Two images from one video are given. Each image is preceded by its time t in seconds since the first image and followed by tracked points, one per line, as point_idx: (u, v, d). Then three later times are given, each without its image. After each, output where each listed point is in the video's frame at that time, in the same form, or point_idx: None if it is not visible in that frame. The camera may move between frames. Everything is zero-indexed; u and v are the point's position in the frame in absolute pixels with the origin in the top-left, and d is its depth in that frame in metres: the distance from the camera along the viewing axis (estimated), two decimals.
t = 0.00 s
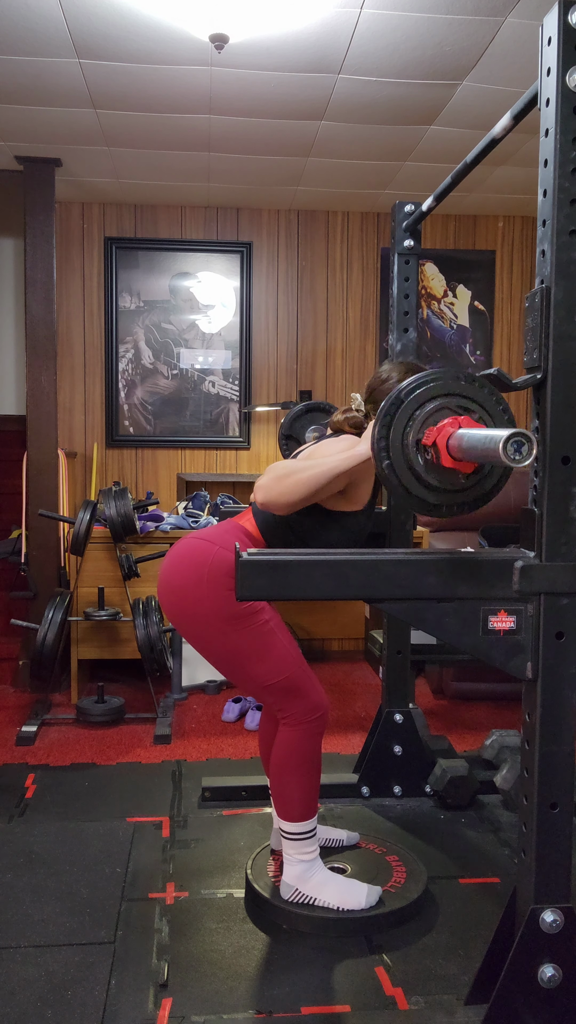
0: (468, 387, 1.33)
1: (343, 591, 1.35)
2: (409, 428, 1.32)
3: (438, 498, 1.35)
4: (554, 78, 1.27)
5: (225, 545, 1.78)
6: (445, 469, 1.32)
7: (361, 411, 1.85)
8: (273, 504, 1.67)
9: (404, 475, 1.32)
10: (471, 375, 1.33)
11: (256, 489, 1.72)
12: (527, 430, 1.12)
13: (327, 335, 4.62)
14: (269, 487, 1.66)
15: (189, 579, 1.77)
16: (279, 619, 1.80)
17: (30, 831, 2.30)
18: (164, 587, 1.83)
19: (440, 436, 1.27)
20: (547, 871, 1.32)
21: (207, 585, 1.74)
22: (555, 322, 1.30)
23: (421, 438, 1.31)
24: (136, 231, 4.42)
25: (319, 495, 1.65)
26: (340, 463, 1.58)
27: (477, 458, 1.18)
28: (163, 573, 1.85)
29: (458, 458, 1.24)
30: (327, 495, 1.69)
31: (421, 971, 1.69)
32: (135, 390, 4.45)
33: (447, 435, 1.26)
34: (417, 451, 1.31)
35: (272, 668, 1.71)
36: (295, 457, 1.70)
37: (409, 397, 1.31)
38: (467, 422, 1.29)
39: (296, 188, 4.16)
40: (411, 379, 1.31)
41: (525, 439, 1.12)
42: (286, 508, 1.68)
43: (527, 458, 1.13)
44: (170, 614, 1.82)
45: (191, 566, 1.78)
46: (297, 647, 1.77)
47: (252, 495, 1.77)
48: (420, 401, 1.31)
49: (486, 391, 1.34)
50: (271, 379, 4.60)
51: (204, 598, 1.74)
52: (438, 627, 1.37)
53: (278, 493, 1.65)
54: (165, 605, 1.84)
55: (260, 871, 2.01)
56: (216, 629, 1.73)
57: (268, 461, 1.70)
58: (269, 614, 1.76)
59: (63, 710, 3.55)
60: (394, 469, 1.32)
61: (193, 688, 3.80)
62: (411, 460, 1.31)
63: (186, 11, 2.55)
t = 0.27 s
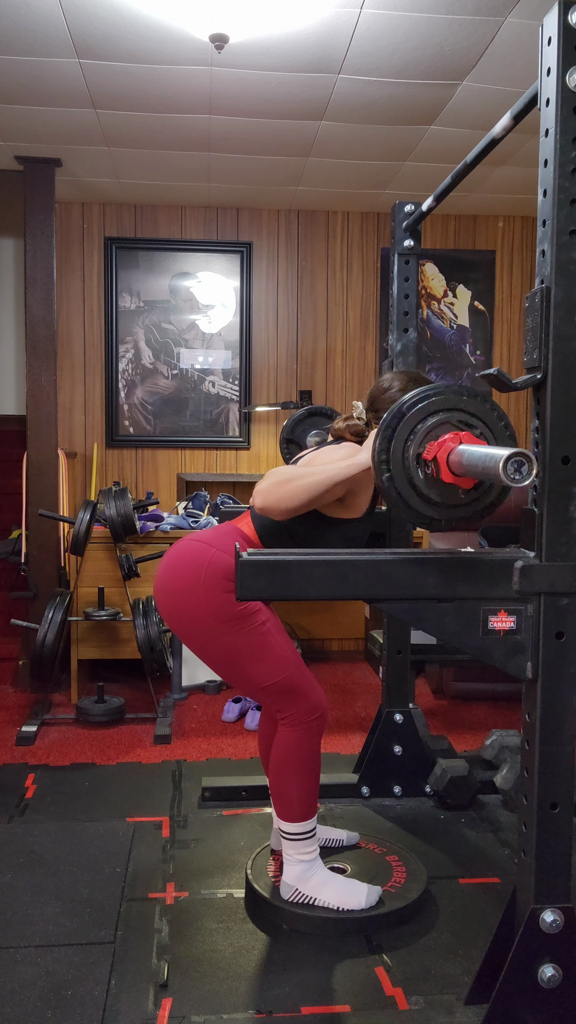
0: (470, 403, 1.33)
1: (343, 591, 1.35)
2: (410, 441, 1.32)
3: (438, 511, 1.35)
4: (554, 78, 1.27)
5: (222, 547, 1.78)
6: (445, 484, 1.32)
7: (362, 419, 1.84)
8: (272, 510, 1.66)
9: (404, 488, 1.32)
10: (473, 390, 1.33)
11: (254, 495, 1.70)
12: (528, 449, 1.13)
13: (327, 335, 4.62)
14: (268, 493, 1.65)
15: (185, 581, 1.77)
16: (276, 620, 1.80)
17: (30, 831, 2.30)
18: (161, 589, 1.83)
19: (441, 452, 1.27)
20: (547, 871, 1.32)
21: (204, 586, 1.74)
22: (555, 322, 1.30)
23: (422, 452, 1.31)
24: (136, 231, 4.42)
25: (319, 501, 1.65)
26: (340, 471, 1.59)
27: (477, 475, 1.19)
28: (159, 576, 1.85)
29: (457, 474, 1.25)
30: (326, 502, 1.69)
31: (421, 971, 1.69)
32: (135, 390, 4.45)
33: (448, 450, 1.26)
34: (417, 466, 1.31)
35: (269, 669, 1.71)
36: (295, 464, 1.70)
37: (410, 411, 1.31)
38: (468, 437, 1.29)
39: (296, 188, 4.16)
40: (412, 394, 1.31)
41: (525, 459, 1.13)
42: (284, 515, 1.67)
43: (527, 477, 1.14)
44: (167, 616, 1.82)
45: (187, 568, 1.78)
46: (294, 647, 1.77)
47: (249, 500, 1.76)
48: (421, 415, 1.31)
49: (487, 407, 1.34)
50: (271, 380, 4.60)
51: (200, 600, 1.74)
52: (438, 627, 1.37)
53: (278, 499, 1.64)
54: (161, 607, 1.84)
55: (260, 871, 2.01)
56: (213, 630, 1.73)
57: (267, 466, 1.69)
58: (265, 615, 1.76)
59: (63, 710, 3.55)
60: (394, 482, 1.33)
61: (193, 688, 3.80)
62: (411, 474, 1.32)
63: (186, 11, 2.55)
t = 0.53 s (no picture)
0: (471, 414, 1.33)
1: (343, 591, 1.35)
2: (410, 452, 1.32)
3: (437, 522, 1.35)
4: (554, 78, 1.27)
5: (220, 549, 1.78)
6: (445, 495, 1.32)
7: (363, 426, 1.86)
8: (271, 515, 1.67)
9: (404, 498, 1.32)
10: (475, 401, 1.33)
11: (254, 499, 1.71)
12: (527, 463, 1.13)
13: (327, 335, 4.62)
14: (267, 498, 1.66)
15: (183, 582, 1.77)
16: (274, 621, 1.80)
17: (30, 831, 2.30)
18: (158, 591, 1.83)
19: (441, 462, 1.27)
20: (547, 871, 1.32)
21: (202, 586, 1.74)
22: (555, 322, 1.30)
23: (422, 463, 1.31)
24: (136, 231, 4.42)
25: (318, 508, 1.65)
26: (341, 479, 1.59)
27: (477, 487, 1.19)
28: (156, 578, 1.85)
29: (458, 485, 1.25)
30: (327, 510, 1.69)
31: (421, 971, 1.69)
32: (135, 389, 4.46)
33: (448, 461, 1.26)
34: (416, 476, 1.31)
35: (267, 669, 1.72)
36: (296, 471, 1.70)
37: (410, 421, 1.32)
38: (468, 449, 1.29)
39: (296, 188, 4.16)
40: (413, 404, 1.32)
41: (524, 473, 1.13)
42: (283, 521, 1.68)
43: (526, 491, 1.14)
44: (164, 618, 1.82)
45: (185, 569, 1.78)
46: (292, 648, 1.77)
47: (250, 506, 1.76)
48: (422, 426, 1.32)
49: (488, 419, 1.34)
50: (271, 380, 4.60)
51: (198, 601, 1.74)
52: (438, 627, 1.38)
53: (278, 504, 1.64)
54: (159, 609, 1.83)
55: (260, 871, 2.01)
56: (211, 630, 1.73)
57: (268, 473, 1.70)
58: (264, 615, 1.76)
59: (63, 710, 3.55)
60: (393, 492, 1.33)
61: (193, 688, 3.80)
62: (411, 484, 1.32)
63: (186, 11, 2.55)
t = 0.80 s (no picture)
0: (473, 421, 1.34)
1: (343, 591, 1.35)
2: (412, 457, 1.32)
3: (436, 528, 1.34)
4: (554, 78, 1.27)
5: (219, 550, 1.78)
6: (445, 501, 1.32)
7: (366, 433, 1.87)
8: (273, 519, 1.68)
9: (405, 503, 1.32)
10: (477, 409, 1.34)
11: (256, 503, 1.72)
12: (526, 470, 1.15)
13: (327, 335, 4.62)
14: (268, 502, 1.67)
15: (182, 582, 1.77)
16: (273, 621, 1.80)
17: (30, 831, 2.31)
18: (158, 593, 1.83)
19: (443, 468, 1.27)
20: (547, 871, 1.32)
21: (201, 586, 1.74)
22: (555, 322, 1.30)
23: (423, 468, 1.31)
24: (136, 231, 4.42)
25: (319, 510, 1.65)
26: (343, 483, 1.60)
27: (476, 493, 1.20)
28: (155, 579, 1.85)
29: (459, 491, 1.25)
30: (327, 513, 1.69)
31: (421, 971, 1.69)
32: (135, 390, 4.46)
33: (450, 467, 1.26)
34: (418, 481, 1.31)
35: (267, 669, 1.72)
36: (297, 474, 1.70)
37: (413, 426, 1.31)
38: (470, 456, 1.29)
39: (296, 189, 4.16)
40: (417, 410, 1.32)
41: (524, 479, 1.14)
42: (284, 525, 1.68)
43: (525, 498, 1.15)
44: (164, 620, 1.82)
45: (184, 570, 1.78)
46: (291, 648, 1.77)
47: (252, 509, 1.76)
48: (424, 431, 1.31)
49: (490, 427, 1.35)
50: (271, 380, 4.60)
51: (198, 602, 1.74)
52: (437, 627, 1.38)
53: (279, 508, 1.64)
54: (158, 611, 1.83)
55: (260, 871, 2.01)
56: (210, 630, 1.73)
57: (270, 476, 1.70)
58: (263, 616, 1.76)
59: (63, 710, 3.55)
60: (395, 497, 1.32)
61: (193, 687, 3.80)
62: (412, 490, 1.31)
63: (186, 11, 2.55)
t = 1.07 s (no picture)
0: (476, 429, 1.32)
1: (343, 592, 1.35)
2: (413, 465, 1.30)
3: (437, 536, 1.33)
4: (554, 78, 1.27)
5: (218, 552, 1.78)
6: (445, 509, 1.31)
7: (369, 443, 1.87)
8: (274, 523, 1.65)
9: (405, 510, 1.31)
10: (480, 419, 1.32)
11: (257, 506, 1.69)
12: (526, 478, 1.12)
13: (327, 335, 4.62)
14: (270, 506, 1.64)
15: (181, 583, 1.77)
16: (272, 621, 1.80)
17: (30, 831, 2.31)
18: (157, 595, 1.83)
19: (443, 476, 1.26)
20: (547, 871, 1.32)
21: (200, 587, 1.74)
22: (555, 322, 1.30)
23: (424, 476, 1.30)
24: (136, 231, 4.42)
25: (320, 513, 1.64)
26: (344, 488, 1.60)
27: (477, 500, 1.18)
28: (154, 580, 1.85)
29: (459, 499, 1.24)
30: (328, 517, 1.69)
31: (421, 971, 1.69)
32: (135, 390, 4.46)
33: (450, 475, 1.25)
34: (418, 489, 1.30)
35: (266, 669, 1.72)
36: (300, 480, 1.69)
37: (414, 434, 1.30)
38: (471, 464, 1.27)
39: (296, 188, 4.16)
40: (418, 417, 1.31)
41: (523, 488, 1.12)
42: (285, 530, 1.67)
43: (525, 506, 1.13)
44: (163, 621, 1.82)
45: (183, 571, 1.78)
46: (290, 648, 1.77)
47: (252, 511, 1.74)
48: (425, 439, 1.30)
49: (493, 437, 1.33)
50: (271, 380, 4.60)
51: (196, 602, 1.74)
52: (438, 627, 1.38)
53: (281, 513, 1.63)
54: (157, 613, 1.83)
55: (260, 871, 2.01)
56: (209, 631, 1.73)
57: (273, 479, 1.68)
58: (262, 616, 1.77)
59: (63, 710, 3.55)
60: (395, 503, 1.31)
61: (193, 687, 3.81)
62: (412, 497, 1.30)
63: (185, 11, 2.55)
